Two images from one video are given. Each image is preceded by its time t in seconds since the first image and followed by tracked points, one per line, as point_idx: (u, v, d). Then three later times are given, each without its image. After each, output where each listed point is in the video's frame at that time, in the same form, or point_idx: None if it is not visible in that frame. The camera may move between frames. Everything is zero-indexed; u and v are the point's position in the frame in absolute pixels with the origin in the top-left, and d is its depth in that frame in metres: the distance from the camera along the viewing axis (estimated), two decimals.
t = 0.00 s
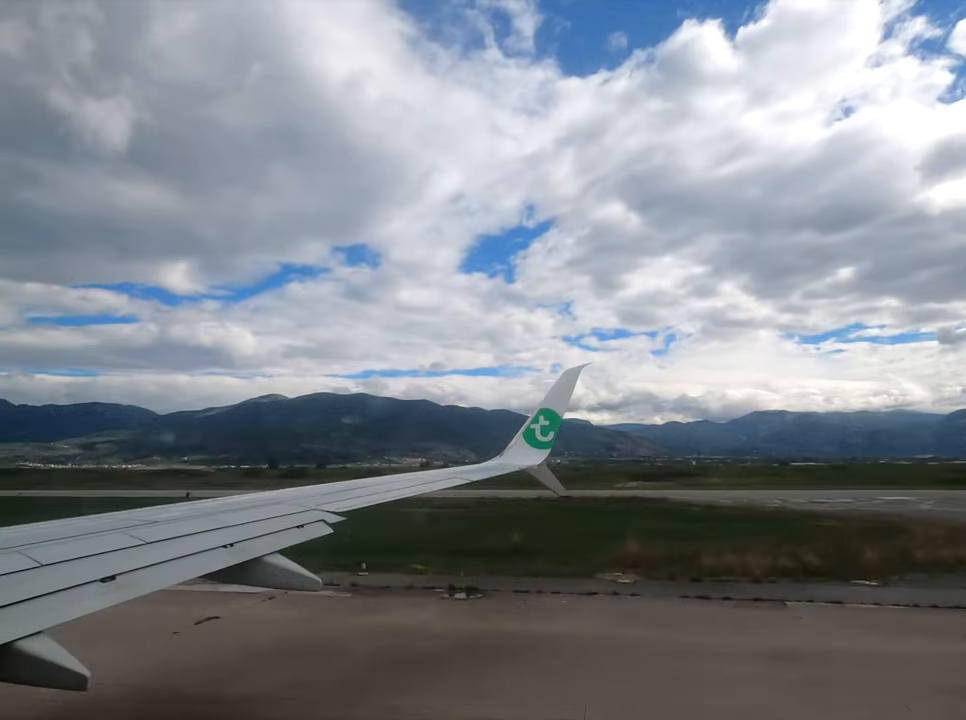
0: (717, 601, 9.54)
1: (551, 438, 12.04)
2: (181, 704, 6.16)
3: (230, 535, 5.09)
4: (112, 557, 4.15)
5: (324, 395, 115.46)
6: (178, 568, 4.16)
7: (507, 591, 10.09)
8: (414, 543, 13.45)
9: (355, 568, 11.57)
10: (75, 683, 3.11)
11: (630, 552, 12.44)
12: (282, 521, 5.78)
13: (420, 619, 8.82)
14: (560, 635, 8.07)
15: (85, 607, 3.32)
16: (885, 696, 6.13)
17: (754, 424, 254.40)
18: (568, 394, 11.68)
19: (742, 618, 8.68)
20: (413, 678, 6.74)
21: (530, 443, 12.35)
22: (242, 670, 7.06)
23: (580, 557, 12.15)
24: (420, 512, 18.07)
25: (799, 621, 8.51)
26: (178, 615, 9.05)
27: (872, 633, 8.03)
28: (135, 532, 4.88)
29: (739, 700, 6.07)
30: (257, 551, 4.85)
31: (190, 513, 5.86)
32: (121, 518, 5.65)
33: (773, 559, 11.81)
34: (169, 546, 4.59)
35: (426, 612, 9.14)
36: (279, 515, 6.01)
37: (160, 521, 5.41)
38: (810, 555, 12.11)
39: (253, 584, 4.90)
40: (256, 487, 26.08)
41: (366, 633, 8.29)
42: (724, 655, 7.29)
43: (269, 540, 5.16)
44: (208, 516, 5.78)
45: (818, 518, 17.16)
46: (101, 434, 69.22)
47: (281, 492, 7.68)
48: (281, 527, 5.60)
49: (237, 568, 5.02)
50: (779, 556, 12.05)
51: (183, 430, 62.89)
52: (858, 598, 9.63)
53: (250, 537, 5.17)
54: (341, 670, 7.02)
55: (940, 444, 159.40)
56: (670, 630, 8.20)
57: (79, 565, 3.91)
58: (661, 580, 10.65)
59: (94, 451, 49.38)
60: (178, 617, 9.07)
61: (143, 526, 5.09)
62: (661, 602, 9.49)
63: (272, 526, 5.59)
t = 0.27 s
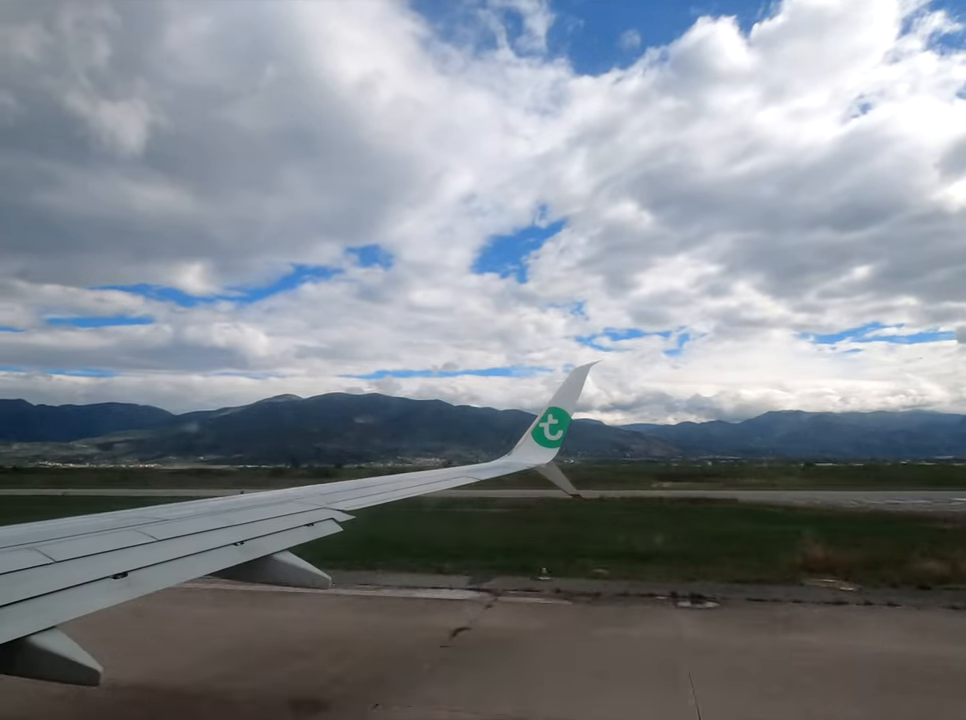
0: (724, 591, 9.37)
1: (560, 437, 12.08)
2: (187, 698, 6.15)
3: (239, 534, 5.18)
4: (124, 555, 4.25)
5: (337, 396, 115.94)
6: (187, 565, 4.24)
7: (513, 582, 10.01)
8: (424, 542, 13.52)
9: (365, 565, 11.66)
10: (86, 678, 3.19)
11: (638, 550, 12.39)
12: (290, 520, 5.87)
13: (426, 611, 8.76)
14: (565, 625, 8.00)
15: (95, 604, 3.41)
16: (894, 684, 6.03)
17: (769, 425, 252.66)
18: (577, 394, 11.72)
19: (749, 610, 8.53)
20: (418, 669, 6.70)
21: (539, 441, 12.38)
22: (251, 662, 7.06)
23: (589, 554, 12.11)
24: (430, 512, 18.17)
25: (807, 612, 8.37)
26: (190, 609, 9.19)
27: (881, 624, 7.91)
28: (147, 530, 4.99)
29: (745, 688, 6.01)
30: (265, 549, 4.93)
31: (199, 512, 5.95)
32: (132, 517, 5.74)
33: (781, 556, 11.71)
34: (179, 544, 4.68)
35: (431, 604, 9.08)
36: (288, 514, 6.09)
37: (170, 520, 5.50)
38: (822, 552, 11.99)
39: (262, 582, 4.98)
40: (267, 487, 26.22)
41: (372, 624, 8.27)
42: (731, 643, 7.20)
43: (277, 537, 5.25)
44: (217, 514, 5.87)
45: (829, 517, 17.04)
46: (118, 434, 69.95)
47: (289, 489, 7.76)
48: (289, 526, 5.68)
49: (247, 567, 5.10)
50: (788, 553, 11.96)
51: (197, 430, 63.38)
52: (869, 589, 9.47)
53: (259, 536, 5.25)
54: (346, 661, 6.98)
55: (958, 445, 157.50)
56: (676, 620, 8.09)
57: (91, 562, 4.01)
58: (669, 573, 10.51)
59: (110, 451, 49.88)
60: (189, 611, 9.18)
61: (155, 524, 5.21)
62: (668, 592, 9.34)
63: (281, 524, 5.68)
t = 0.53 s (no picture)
0: (723, 600, 9.42)
1: (561, 439, 12.09)
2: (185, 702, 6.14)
3: (241, 534, 5.22)
4: (127, 554, 4.30)
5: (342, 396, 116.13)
6: (191, 565, 4.29)
7: (512, 590, 10.06)
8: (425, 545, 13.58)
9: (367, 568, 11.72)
10: (87, 677, 3.22)
11: (640, 553, 12.42)
12: (292, 520, 5.91)
13: (423, 616, 8.82)
14: (564, 630, 8.08)
15: (98, 603, 3.45)
16: (891, 697, 6.07)
17: (773, 424, 252.11)
18: (578, 396, 11.75)
19: (748, 619, 8.55)
20: (422, 672, 6.80)
21: (540, 443, 12.40)
22: (251, 665, 7.09)
23: (590, 558, 12.13)
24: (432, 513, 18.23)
25: (807, 622, 8.39)
26: (193, 610, 9.25)
27: (880, 633, 7.95)
28: (150, 530, 5.04)
29: (743, 698, 6.04)
30: (267, 550, 4.97)
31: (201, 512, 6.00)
32: (134, 516, 5.80)
33: (784, 561, 11.72)
34: (182, 544, 4.73)
35: (431, 608, 9.16)
36: (289, 514, 6.13)
37: (173, 519, 5.56)
38: (824, 558, 12.01)
39: (264, 582, 5.03)
40: (270, 487, 26.28)
41: (373, 628, 8.31)
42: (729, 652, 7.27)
43: (280, 538, 5.29)
44: (220, 514, 5.91)
45: (833, 519, 17.04)
46: (122, 434, 70.05)
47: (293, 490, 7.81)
48: (291, 526, 5.72)
49: (248, 567, 5.14)
50: (794, 556, 12.11)
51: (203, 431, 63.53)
52: (870, 595, 9.49)
53: (260, 536, 5.29)
54: (345, 665, 6.99)
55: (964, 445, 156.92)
56: (672, 628, 8.14)
57: (95, 561, 4.06)
58: (670, 577, 10.54)
59: (116, 451, 49.93)
60: (192, 612, 9.24)
61: (157, 524, 5.27)
62: (667, 601, 9.40)
63: (283, 525, 5.72)
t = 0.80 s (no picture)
0: (719, 607, 9.49)
1: (562, 436, 12.10)
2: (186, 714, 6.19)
3: (243, 531, 5.26)
4: (128, 552, 4.31)
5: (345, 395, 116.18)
6: (192, 562, 4.32)
7: (509, 596, 10.15)
8: (426, 546, 13.60)
9: (367, 570, 11.74)
10: (89, 674, 3.23)
11: (640, 557, 12.42)
12: (292, 517, 5.95)
13: (420, 623, 8.90)
14: (558, 640, 8.16)
15: (101, 600, 3.48)
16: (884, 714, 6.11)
17: (778, 424, 251.48)
18: (579, 391, 11.74)
19: (746, 626, 8.66)
20: (428, 676, 7.12)
21: (541, 439, 12.40)
22: (251, 676, 7.11)
23: (590, 562, 12.15)
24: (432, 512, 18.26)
25: (802, 631, 8.43)
26: (193, 615, 9.25)
27: (876, 643, 8.00)
28: (152, 527, 5.07)
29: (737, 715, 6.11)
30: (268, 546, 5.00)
31: (202, 509, 6.02)
32: (136, 513, 5.82)
33: (785, 565, 11.73)
34: (183, 541, 4.75)
35: (428, 616, 9.26)
36: (289, 512, 6.16)
37: (175, 516, 5.59)
38: (825, 562, 12.02)
39: (264, 579, 5.05)
40: (272, 485, 26.27)
41: (372, 637, 8.39)
42: (722, 664, 7.33)
43: (282, 536, 5.32)
44: (220, 512, 5.94)
45: (833, 518, 17.06)
46: (126, 434, 70.05)
47: (293, 487, 7.82)
48: (292, 523, 5.76)
49: (250, 565, 5.18)
50: (790, 558, 12.25)
51: (207, 431, 63.59)
52: (869, 606, 9.50)
53: (262, 533, 5.33)
54: (344, 679, 7.06)
55: None
56: (667, 638, 8.21)
57: (97, 558, 4.09)
58: (668, 584, 10.58)
59: (120, 451, 49.88)
60: (193, 618, 9.25)
61: (159, 521, 5.29)
62: (664, 608, 9.47)
63: (284, 522, 5.75)
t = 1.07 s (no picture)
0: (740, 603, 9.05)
1: (564, 436, 12.11)
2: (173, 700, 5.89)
3: (247, 531, 5.30)
4: (133, 551, 4.35)
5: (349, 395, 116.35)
6: (194, 562, 4.33)
7: (523, 594, 9.56)
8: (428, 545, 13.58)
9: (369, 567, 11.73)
10: (94, 672, 3.27)
11: (646, 556, 12.31)
12: (296, 518, 5.98)
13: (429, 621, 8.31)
14: (576, 634, 7.49)
15: (102, 599, 3.50)
16: (896, 697, 5.73)
17: (783, 424, 250.76)
18: (582, 393, 11.76)
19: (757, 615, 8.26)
20: (420, 670, 6.62)
21: (544, 441, 12.41)
22: (244, 659, 7.02)
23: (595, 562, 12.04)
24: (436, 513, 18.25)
25: (837, 621, 7.86)
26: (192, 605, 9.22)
27: (920, 634, 7.39)
28: (156, 526, 5.11)
29: (778, 716, 5.39)
30: (271, 546, 5.03)
31: (206, 508, 6.06)
32: (139, 512, 5.86)
33: (793, 563, 11.61)
34: (187, 540, 4.78)
35: (436, 612, 8.70)
36: (293, 512, 6.20)
37: (178, 515, 5.62)
38: (834, 559, 11.89)
39: (264, 579, 5.09)
40: (275, 485, 26.31)
41: (376, 632, 7.83)
42: (758, 659, 6.62)
43: (285, 536, 5.34)
44: (224, 511, 5.98)
45: (838, 518, 16.98)
46: (132, 433, 70.17)
47: (297, 488, 7.85)
48: (295, 523, 5.79)
49: (253, 565, 5.22)
50: (795, 557, 12.11)
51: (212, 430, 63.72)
52: (883, 597, 9.31)
53: (265, 532, 5.36)
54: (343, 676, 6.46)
55: None
56: (695, 630, 7.55)
57: (101, 557, 4.13)
58: (678, 582, 10.39)
59: (124, 450, 49.82)
60: (191, 606, 9.21)
61: (164, 520, 5.33)
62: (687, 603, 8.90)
63: (288, 522, 5.78)
